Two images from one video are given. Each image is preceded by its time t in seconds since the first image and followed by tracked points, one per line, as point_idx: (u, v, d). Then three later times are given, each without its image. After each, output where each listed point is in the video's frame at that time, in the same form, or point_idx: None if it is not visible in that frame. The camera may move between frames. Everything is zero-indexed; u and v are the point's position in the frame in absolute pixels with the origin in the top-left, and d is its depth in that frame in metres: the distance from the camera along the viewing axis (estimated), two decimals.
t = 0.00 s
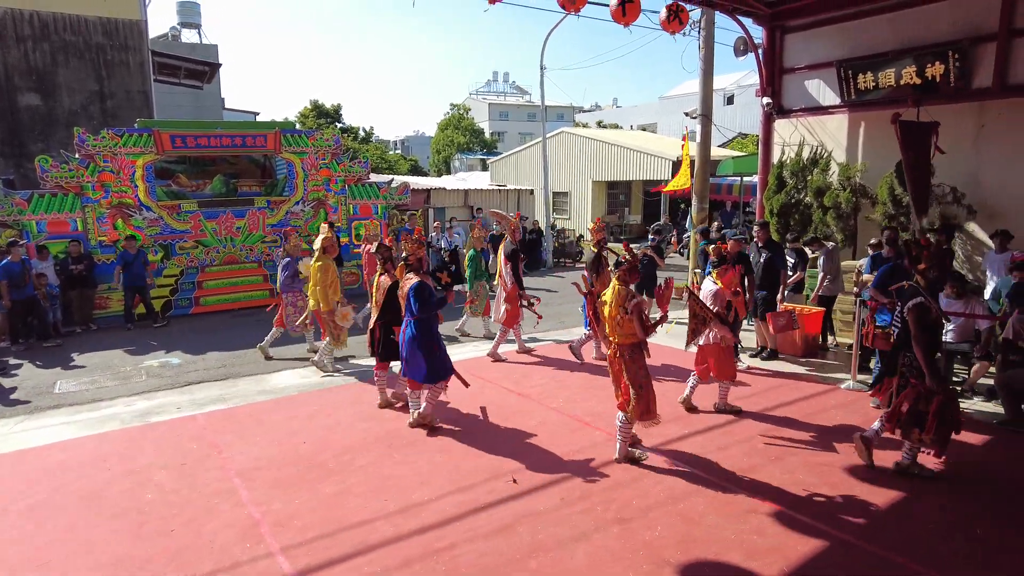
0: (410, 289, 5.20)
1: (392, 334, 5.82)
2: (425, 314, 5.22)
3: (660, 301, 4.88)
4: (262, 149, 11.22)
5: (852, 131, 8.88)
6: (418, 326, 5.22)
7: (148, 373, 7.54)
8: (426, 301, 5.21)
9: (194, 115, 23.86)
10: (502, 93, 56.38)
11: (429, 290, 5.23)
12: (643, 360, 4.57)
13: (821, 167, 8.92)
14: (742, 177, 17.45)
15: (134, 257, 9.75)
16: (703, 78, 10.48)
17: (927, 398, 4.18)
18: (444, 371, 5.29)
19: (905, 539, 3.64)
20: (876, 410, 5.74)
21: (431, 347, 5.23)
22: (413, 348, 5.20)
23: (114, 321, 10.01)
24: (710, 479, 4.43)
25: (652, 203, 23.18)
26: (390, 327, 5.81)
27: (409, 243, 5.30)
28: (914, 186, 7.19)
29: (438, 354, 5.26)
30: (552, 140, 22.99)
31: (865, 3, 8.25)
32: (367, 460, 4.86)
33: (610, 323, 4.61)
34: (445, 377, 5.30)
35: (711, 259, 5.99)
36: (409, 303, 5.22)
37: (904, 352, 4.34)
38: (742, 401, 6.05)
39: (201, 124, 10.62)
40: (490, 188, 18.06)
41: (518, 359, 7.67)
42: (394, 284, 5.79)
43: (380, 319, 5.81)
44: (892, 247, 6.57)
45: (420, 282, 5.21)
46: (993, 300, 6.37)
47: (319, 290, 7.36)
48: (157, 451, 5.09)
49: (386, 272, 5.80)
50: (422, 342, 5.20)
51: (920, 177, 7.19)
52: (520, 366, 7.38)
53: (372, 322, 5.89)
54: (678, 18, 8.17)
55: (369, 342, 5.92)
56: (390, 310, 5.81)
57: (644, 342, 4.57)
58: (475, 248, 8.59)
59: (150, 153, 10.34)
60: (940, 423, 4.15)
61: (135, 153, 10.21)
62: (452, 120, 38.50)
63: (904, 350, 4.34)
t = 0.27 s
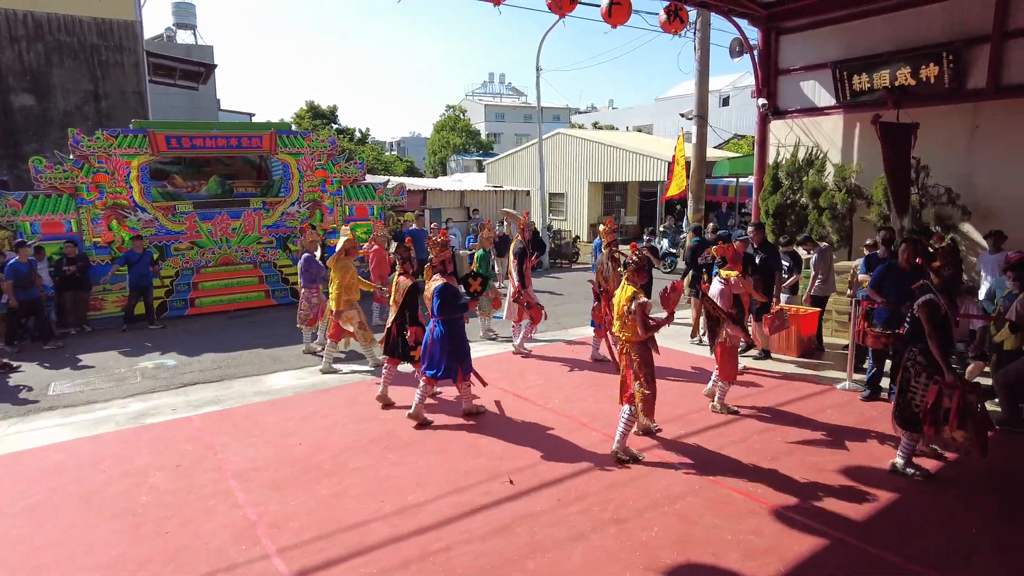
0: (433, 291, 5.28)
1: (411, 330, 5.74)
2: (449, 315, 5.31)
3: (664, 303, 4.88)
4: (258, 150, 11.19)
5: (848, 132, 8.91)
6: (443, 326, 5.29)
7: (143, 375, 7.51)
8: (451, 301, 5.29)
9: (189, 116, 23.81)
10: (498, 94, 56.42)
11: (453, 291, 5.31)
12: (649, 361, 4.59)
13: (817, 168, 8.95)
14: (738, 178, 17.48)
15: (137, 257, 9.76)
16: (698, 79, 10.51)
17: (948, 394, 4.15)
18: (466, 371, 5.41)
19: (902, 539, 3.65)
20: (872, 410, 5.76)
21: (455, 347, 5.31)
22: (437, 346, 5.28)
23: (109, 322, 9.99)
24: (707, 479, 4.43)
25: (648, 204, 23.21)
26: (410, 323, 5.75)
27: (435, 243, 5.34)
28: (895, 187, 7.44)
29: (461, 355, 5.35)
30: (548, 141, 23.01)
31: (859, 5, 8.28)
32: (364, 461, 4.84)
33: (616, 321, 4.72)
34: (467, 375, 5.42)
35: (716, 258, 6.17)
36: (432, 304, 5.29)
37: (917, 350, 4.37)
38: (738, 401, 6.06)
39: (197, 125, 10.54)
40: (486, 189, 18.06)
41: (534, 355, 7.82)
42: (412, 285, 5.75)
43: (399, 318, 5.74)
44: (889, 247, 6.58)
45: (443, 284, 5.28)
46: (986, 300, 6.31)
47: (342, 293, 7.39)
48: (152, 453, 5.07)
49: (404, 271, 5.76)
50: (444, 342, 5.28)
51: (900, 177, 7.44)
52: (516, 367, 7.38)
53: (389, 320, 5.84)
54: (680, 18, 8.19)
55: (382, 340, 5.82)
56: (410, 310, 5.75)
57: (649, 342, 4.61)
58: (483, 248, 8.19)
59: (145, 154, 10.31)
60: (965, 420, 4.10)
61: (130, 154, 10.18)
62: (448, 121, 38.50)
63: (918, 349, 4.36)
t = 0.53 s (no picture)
0: (459, 285, 5.62)
1: (429, 326, 6.13)
2: (473, 310, 5.62)
3: (659, 296, 4.94)
4: (254, 151, 11.17)
5: (845, 133, 8.91)
6: (467, 321, 5.61)
7: (139, 376, 7.49)
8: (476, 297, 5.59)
9: (186, 117, 23.81)
10: (495, 95, 56.42)
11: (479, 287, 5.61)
12: (652, 352, 4.86)
13: (813, 169, 8.94)
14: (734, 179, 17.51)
15: (140, 258, 9.69)
16: (695, 79, 10.52)
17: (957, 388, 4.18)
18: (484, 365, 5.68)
19: (897, 538, 3.66)
20: (868, 410, 5.77)
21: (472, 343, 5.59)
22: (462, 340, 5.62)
23: (104, 324, 9.99)
24: (702, 479, 4.44)
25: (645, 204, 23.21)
26: (429, 320, 6.14)
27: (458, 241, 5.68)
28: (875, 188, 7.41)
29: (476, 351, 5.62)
30: (545, 141, 23.02)
31: (854, 6, 8.31)
32: (360, 462, 4.83)
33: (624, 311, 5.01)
34: (479, 373, 5.66)
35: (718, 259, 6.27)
36: (457, 298, 5.65)
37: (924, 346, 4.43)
38: (735, 402, 6.07)
39: (194, 126, 10.58)
40: (483, 190, 18.06)
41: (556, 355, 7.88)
42: (429, 281, 6.12)
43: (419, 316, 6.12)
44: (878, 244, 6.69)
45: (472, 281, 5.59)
46: (983, 301, 6.25)
47: (364, 287, 7.37)
48: (148, 455, 5.06)
49: (421, 267, 6.19)
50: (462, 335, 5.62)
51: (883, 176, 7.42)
52: (513, 368, 7.38)
53: (410, 316, 6.21)
54: (675, 19, 8.19)
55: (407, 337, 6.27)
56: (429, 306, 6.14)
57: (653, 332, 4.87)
58: (489, 249, 7.99)
59: (140, 155, 10.29)
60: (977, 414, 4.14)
61: (126, 155, 10.17)
62: (445, 122, 38.49)
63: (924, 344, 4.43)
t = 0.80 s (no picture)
0: (479, 285, 5.74)
1: (441, 325, 6.20)
2: (492, 309, 5.74)
3: (660, 297, 5.07)
4: (250, 152, 11.17)
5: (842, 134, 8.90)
6: (485, 320, 5.73)
7: (135, 378, 7.47)
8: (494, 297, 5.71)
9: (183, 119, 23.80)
10: (492, 96, 56.45)
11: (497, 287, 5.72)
12: (653, 351, 4.98)
13: (809, 170, 8.94)
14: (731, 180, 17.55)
15: (141, 260, 9.67)
16: (691, 81, 10.54)
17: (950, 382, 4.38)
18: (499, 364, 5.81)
19: (892, 539, 3.67)
20: (864, 411, 5.79)
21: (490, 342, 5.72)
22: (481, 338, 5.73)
23: (101, 326, 9.94)
24: (699, 480, 4.44)
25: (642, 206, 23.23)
26: (441, 318, 6.22)
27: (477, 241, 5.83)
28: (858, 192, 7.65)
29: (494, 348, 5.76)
30: (542, 143, 23.04)
31: (851, 8, 8.36)
32: (357, 464, 4.83)
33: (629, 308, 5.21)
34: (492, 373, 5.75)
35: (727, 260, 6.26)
36: (478, 298, 5.75)
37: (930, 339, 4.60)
38: (731, 403, 6.08)
39: (193, 127, 10.64)
40: (480, 192, 18.07)
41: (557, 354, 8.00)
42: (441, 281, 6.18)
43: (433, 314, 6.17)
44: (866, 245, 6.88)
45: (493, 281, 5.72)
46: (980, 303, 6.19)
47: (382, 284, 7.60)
48: (144, 457, 5.04)
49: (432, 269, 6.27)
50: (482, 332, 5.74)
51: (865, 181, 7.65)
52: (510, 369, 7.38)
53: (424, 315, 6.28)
54: (665, 23, 8.20)
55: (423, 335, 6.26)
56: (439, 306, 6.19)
57: (656, 331, 4.99)
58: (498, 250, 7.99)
59: (137, 157, 10.28)
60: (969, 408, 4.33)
61: (122, 157, 10.15)
62: (442, 123, 38.47)
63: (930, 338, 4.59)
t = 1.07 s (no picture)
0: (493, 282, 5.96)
1: (449, 320, 6.58)
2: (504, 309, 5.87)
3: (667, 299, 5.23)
4: (247, 154, 11.15)
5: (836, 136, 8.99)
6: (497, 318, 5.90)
7: (130, 380, 7.45)
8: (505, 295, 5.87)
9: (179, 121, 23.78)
10: (489, 98, 56.47)
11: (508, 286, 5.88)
12: (656, 353, 5.00)
13: (805, 172, 9.04)
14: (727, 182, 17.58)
15: (140, 262, 9.63)
16: (687, 83, 10.57)
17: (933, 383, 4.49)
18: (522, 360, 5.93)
19: (887, 540, 3.68)
20: (859, 412, 5.80)
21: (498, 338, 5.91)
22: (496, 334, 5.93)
23: (96, 328, 9.91)
24: (695, 482, 4.45)
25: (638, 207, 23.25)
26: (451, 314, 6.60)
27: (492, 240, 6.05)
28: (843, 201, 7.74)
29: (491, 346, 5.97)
30: (539, 144, 23.06)
31: (848, 10, 8.40)
32: (353, 466, 4.82)
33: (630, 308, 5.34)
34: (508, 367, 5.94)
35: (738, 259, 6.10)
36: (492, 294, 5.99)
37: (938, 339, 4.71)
38: (727, 404, 6.09)
39: (188, 129, 10.63)
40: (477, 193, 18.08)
41: (553, 355, 8.06)
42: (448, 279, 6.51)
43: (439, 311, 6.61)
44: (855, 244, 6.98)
45: (505, 278, 5.90)
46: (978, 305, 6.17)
47: (398, 286, 7.73)
48: (140, 459, 5.03)
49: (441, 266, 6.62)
50: (488, 327, 6.02)
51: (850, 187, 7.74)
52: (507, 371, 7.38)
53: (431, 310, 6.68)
54: (658, 26, 8.23)
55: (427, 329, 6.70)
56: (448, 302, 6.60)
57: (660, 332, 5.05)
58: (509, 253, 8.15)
59: (133, 158, 10.27)
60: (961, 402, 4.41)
61: (118, 158, 10.13)
62: (439, 124, 38.45)
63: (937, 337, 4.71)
